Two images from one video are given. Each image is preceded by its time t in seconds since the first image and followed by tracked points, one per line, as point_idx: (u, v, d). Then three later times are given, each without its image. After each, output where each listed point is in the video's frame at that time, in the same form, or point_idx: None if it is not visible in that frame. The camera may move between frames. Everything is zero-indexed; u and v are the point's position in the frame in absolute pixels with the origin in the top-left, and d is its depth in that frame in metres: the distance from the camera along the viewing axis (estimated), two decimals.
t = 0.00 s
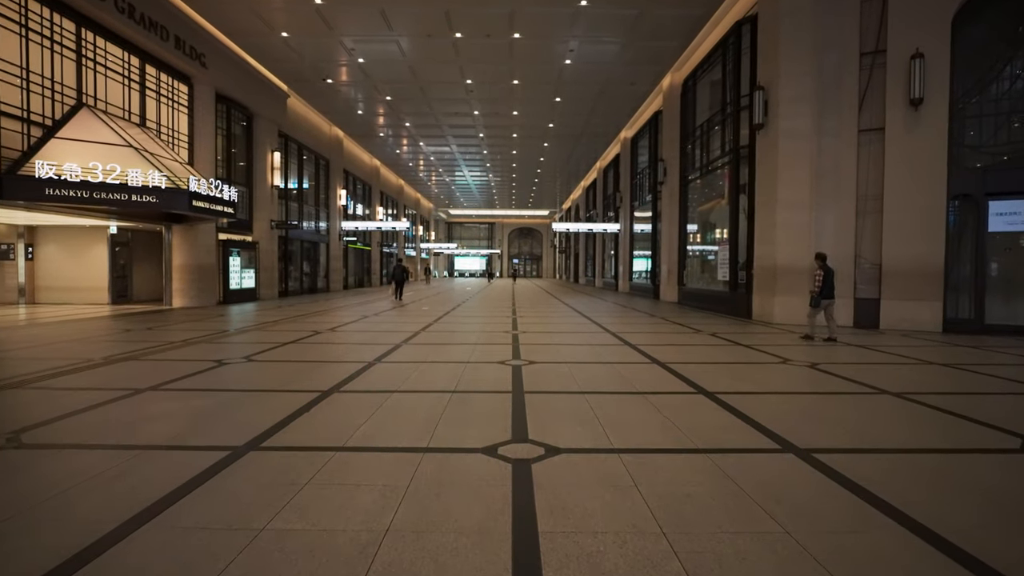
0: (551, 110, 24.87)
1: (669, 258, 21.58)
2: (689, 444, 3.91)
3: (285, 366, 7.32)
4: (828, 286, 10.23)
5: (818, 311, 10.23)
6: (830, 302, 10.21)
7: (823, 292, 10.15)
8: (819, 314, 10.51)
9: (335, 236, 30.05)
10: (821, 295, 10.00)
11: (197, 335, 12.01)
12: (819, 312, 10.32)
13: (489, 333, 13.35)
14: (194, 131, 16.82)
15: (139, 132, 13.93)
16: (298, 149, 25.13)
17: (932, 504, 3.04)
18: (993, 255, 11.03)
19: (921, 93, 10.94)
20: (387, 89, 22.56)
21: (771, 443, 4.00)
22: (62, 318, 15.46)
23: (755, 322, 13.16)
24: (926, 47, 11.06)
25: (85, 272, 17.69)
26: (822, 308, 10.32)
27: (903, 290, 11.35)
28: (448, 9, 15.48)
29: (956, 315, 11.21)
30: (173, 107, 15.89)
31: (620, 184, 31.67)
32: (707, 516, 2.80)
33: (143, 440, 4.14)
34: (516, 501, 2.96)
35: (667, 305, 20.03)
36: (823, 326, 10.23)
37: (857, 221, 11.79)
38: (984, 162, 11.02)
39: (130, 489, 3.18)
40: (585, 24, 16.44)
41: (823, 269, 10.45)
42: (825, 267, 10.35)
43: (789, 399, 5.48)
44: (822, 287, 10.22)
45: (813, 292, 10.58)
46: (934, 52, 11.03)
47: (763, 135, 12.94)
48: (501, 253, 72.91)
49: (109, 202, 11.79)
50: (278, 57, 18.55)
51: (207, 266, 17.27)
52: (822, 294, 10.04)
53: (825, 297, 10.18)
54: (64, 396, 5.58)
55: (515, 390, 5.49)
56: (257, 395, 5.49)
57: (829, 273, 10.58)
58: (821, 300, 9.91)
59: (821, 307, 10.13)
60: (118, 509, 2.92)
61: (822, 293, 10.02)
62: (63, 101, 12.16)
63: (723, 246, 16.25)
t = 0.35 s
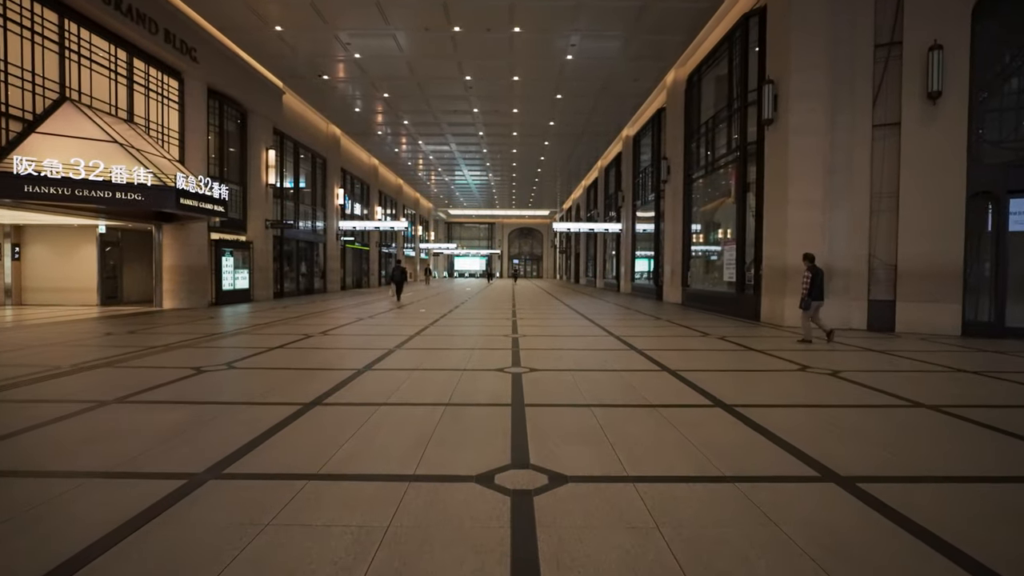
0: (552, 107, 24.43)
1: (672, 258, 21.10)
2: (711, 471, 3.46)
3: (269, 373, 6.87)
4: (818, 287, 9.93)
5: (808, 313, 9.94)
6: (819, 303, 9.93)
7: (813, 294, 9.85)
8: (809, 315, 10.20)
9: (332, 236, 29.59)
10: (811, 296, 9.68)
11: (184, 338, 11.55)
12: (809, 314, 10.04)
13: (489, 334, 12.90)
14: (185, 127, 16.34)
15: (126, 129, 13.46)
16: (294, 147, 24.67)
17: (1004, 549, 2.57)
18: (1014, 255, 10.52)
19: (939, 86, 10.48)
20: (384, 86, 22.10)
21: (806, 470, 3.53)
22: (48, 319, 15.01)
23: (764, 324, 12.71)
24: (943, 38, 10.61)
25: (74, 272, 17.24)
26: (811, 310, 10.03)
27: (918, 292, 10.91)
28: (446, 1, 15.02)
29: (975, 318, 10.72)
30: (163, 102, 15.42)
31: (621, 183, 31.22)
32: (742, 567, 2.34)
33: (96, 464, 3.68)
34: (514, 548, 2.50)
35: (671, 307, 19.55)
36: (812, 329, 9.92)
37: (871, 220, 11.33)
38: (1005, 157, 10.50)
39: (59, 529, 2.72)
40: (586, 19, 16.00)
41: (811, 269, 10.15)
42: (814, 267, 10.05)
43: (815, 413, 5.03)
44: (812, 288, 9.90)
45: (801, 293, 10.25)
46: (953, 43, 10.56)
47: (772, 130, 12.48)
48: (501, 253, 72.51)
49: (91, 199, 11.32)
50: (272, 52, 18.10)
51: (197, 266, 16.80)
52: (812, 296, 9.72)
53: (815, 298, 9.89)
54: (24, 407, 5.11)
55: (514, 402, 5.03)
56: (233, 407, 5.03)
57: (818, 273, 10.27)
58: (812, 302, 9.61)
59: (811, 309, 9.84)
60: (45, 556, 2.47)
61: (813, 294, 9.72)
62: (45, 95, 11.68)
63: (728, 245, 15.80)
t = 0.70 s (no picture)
0: (553, 104, 23.94)
1: (676, 258, 20.62)
2: (746, 504, 2.98)
3: (254, 379, 6.41)
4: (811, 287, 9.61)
5: (801, 315, 9.63)
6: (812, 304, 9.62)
7: (806, 295, 9.54)
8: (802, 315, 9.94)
9: (330, 235, 29.10)
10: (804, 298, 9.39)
11: (171, 340, 11.10)
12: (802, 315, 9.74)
13: (488, 336, 12.42)
14: (176, 123, 15.87)
15: (113, 124, 13.02)
16: (290, 145, 24.18)
17: None
18: None
19: (960, 78, 10.02)
20: (382, 83, 21.62)
21: (855, 502, 3.07)
22: (34, 321, 14.53)
23: (774, 326, 12.25)
24: (964, 28, 10.15)
25: (62, 272, 16.76)
26: (805, 312, 9.71)
27: (938, 294, 10.45)
28: None
29: (997, 321, 10.19)
30: (153, 97, 14.97)
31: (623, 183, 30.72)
32: None
33: (40, 491, 3.23)
34: None
35: (675, 308, 19.06)
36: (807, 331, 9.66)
37: (887, 218, 10.88)
38: None
39: None
40: (589, 11, 15.52)
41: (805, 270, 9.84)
42: (807, 268, 9.73)
43: (850, 430, 4.56)
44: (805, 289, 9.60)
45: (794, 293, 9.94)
46: (975, 33, 10.10)
47: (783, 125, 12.05)
48: (501, 254, 72.00)
49: (73, 197, 10.85)
50: (267, 46, 17.63)
51: (189, 266, 16.32)
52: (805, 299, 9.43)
53: (808, 299, 9.57)
54: None
55: (518, 416, 4.57)
56: (207, 421, 4.58)
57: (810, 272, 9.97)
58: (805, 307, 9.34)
59: (805, 311, 9.52)
60: None
61: (807, 296, 9.42)
62: (26, 88, 11.21)
63: (736, 245, 15.32)
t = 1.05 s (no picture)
0: (554, 102, 23.47)
1: (680, 258, 20.17)
2: (792, 548, 2.53)
3: (234, 389, 5.95)
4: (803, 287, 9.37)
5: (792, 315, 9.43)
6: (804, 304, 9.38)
7: (798, 294, 9.37)
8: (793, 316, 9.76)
9: (327, 235, 28.63)
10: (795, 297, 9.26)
11: (157, 343, 10.65)
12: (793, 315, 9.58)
13: (488, 339, 11.95)
14: (166, 119, 15.40)
15: (98, 120, 12.57)
16: (286, 143, 23.73)
17: None
18: None
19: (982, 68, 9.55)
20: (379, 79, 21.16)
21: (926, 548, 2.55)
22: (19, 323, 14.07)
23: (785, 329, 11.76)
24: (987, 16, 9.67)
25: (50, 273, 16.30)
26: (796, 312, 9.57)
27: (958, 295, 10.00)
28: None
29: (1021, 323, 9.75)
30: (143, 93, 14.51)
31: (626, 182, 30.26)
32: None
33: None
34: None
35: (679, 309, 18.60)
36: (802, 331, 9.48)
37: (904, 216, 10.45)
38: None
39: None
40: (592, 4, 15.03)
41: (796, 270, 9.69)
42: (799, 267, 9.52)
43: (888, 448, 4.09)
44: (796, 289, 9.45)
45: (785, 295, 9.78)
46: (998, 21, 9.63)
47: (794, 119, 11.58)
48: (501, 254, 71.53)
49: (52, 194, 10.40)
50: (260, 41, 17.16)
51: (180, 267, 15.86)
52: (797, 298, 9.30)
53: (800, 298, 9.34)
54: None
55: (518, 434, 4.10)
56: (170, 441, 4.11)
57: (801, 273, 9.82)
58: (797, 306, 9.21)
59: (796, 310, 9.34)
60: None
61: (799, 295, 9.29)
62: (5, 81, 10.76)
63: (743, 243, 14.85)
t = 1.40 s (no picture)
0: (555, 99, 22.99)
1: (684, 257, 19.71)
2: None
3: (210, 399, 5.49)
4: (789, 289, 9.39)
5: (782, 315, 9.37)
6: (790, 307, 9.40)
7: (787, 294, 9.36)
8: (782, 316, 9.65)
9: (324, 235, 28.15)
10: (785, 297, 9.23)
11: (142, 346, 10.19)
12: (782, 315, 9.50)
13: (488, 339, 11.50)
14: (155, 115, 14.95)
15: (81, 114, 12.15)
16: (281, 140, 23.25)
17: None
18: None
19: (1007, 59, 9.08)
20: (376, 75, 20.68)
21: None
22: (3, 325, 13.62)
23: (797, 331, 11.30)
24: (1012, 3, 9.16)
25: (36, 273, 15.83)
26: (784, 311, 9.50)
27: (979, 297, 9.54)
28: None
29: None
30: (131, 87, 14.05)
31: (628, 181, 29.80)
32: None
33: None
34: None
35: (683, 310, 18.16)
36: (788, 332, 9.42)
37: (921, 214, 10.01)
38: None
39: None
40: None
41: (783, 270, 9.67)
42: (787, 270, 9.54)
43: (934, 471, 3.64)
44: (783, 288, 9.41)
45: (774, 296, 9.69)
46: None
47: (806, 114, 11.11)
48: (501, 254, 71.07)
49: (29, 190, 9.95)
50: (253, 35, 16.67)
51: (170, 268, 15.38)
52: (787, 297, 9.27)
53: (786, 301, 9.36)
54: None
55: (518, 456, 3.64)
56: (123, 465, 3.63)
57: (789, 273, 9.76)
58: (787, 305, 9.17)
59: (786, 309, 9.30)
60: None
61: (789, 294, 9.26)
62: None
63: (751, 242, 14.38)
